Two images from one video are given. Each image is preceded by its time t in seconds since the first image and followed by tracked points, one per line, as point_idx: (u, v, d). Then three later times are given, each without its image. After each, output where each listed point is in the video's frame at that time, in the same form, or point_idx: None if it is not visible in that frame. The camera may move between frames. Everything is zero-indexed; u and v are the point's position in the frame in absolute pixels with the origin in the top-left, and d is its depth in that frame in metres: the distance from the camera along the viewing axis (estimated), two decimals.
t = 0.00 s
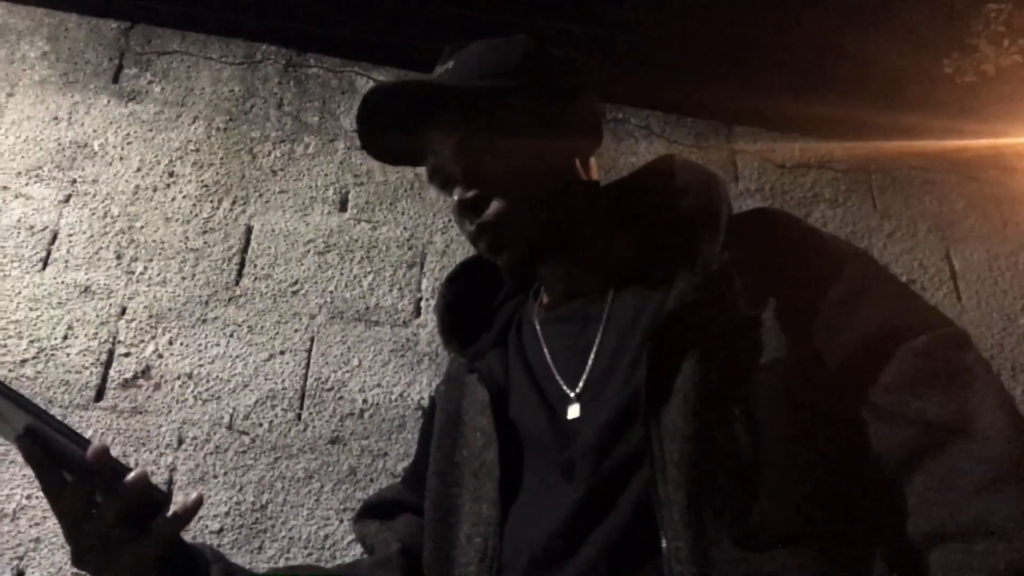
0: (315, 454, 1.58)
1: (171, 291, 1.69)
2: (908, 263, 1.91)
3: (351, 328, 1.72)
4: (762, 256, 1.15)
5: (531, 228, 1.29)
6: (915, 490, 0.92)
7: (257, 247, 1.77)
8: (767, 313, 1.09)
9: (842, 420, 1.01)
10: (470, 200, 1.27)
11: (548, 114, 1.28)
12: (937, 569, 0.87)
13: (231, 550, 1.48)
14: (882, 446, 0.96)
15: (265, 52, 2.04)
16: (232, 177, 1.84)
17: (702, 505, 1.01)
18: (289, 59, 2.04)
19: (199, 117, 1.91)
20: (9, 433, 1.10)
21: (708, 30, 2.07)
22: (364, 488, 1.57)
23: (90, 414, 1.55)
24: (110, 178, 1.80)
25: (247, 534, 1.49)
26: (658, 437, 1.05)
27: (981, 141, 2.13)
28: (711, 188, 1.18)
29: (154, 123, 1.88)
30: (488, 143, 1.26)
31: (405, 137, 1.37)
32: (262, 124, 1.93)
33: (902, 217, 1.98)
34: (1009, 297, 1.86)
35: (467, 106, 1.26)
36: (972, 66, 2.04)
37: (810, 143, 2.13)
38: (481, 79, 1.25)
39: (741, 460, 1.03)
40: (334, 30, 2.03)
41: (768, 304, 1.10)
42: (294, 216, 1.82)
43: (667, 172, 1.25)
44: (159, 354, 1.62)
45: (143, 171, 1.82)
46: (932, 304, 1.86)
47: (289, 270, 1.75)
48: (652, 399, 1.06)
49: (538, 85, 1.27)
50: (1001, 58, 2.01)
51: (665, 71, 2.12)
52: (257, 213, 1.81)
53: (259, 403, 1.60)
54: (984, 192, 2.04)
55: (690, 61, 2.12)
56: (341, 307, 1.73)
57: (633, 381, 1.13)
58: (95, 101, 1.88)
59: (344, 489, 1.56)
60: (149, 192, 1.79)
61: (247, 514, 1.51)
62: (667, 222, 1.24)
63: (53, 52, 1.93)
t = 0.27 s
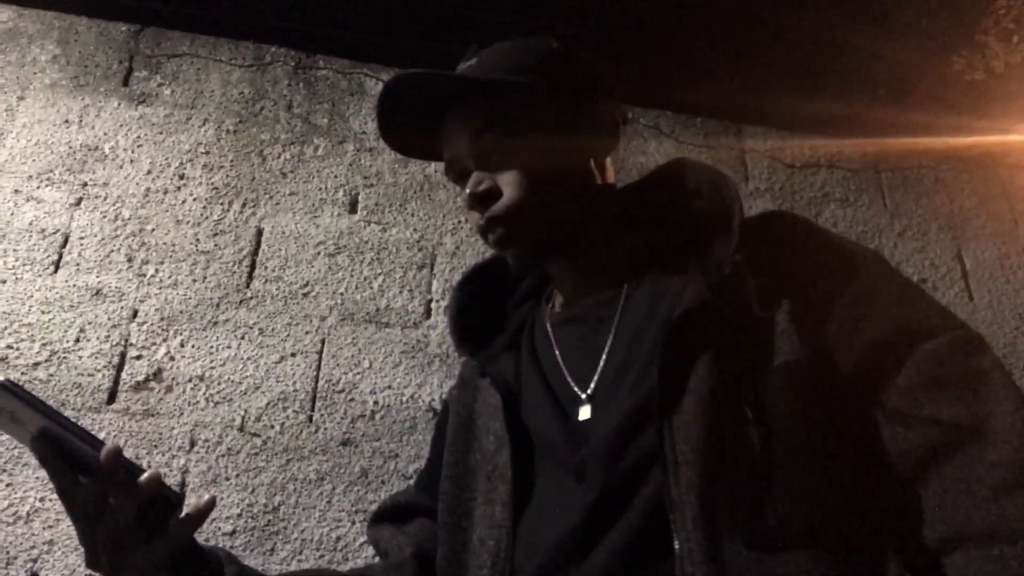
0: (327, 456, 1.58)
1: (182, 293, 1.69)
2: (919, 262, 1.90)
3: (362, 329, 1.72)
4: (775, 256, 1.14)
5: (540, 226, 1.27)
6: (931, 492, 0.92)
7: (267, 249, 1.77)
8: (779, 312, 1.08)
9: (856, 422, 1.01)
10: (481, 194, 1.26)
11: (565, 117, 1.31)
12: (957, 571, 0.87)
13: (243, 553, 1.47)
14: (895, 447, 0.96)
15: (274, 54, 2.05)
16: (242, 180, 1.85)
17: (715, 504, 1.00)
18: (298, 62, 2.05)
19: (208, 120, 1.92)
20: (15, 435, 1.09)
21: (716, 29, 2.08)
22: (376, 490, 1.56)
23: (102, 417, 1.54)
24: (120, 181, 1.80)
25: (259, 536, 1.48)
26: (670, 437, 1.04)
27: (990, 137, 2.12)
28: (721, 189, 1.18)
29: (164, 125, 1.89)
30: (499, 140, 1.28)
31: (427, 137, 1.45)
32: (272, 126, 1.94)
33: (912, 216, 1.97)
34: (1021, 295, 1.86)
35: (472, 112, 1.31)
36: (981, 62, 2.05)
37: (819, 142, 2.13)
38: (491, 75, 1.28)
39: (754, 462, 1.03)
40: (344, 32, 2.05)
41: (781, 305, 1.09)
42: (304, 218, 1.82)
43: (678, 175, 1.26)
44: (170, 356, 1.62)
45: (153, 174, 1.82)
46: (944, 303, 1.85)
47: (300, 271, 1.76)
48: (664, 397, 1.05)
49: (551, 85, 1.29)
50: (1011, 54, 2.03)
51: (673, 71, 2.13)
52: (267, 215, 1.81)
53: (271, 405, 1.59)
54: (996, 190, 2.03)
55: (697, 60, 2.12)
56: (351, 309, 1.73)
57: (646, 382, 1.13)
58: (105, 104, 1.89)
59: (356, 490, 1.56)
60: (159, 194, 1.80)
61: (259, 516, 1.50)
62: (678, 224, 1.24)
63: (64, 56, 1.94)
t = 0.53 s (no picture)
0: (331, 457, 1.58)
1: (187, 295, 1.69)
2: (924, 261, 1.90)
3: (366, 330, 1.72)
4: (777, 255, 1.14)
5: (544, 226, 1.27)
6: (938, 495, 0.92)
7: (272, 250, 1.78)
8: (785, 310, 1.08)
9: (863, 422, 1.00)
10: (486, 189, 1.28)
11: (573, 115, 1.31)
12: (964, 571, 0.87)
13: (249, 553, 1.47)
14: (900, 449, 0.96)
15: (278, 56, 2.05)
16: (246, 181, 1.85)
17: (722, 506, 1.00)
18: (302, 63, 2.06)
19: (213, 121, 1.92)
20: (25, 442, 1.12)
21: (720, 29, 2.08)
22: (381, 491, 1.56)
23: (107, 418, 1.55)
24: (125, 183, 1.81)
25: (265, 537, 1.48)
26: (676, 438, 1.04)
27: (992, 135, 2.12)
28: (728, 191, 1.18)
29: (168, 127, 1.89)
30: (506, 137, 1.29)
31: (431, 135, 1.46)
32: (276, 128, 1.94)
33: (917, 214, 1.97)
34: None
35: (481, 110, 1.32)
36: (985, 60, 2.05)
37: (823, 141, 2.12)
38: (500, 72, 1.28)
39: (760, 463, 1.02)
40: (348, 34, 2.05)
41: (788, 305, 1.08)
42: (308, 219, 1.83)
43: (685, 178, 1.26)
44: (176, 358, 1.62)
45: (158, 175, 1.82)
46: (949, 301, 1.84)
47: (305, 272, 1.76)
48: (669, 400, 1.05)
49: (558, 83, 1.30)
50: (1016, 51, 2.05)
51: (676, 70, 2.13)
52: (272, 216, 1.82)
53: (276, 406, 1.59)
54: (1001, 189, 2.02)
55: (701, 59, 2.12)
56: (356, 310, 1.74)
57: (653, 382, 1.12)
58: (110, 107, 1.89)
59: (361, 491, 1.56)
60: (164, 196, 1.80)
61: (264, 517, 1.50)
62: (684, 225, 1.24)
63: (68, 58, 1.95)
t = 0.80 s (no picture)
0: (333, 458, 1.58)
1: (188, 296, 1.69)
2: (926, 261, 1.90)
3: (368, 332, 1.72)
4: (784, 262, 1.15)
5: (548, 226, 1.27)
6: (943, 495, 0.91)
7: (274, 251, 1.78)
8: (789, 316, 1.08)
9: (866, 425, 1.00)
10: (488, 188, 1.27)
11: (575, 114, 1.30)
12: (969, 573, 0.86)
13: (251, 555, 1.47)
14: (904, 452, 0.96)
15: (279, 57, 2.06)
16: (247, 182, 1.85)
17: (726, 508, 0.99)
18: (303, 64, 2.06)
19: (214, 123, 1.92)
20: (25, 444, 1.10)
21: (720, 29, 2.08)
22: (383, 492, 1.56)
23: (109, 420, 1.55)
24: (127, 184, 1.81)
25: (267, 538, 1.48)
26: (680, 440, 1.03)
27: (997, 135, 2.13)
28: (734, 195, 1.18)
29: (170, 129, 1.89)
30: (508, 136, 1.29)
31: (434, 134, 1.47)
32: (277, 129, 1.94)
33: (919, 214, 1.97)
34: None
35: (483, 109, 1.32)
36: (987, 59, 2.05)
37: (825, 141, 2.12)
38: (500, 71, 1.29)
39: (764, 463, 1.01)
40: (349, 35, 2.05)
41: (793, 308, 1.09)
42: (310, 220, 1.83)
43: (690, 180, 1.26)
44: (177, 359, 1.62)
45: (159, 177, 1.83)
46: (951, 302, 1.84)
47: (306, 274, 1.76)
48: (671, 401, 1.05)
49: (559, 80, 1.30)
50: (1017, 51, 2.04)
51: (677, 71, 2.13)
52: (274, 218, 1.82)
53: (277, 407, 1.59)
54: (1003, 189, 2.02)
55: (702, 59, 2.12)
56: (357, 311, 1.73)
57: (657, 383, 1.12)
58: (112, 108, 1.90)
59: (362, 492, 1.55)
60: (166, 198, 1.80)
61: (266, 518, 1.50)
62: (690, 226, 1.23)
63: (69, 60, 1.95)
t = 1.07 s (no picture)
0: (333, 461, 1.58)
1: (188, 299, 1.69)
2: (926, 264, 1.90)
3: (368, 334, 1.72)
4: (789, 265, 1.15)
5: (551, 229, 1.27)
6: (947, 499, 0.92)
7: (274, 254, 1.78)
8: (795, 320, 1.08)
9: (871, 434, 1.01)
10: (493, 189, 1.27)
11: (577, 118, 1.30)
12: None
13: (251, 558, 1.47)
14: (909, 463, 0.97)
15: (279, 60, 2.06)
16: (247, 185, 1.85)
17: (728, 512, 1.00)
18: (303, 67, 2.06)
19: (214, 125, 1.92)
20: (33, 446, 1.12)
21: (719, 31, 2.08)
22: (383, 495, 1.56)
23: (109, 423, 1.55)
24: (127, 187, 1.81)
25: (267, 541, 1.48)
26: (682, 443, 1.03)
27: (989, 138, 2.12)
28: (738, 197, 1.17)
29: (169, 132, 1.89)
30: (512, 139, 1.28)
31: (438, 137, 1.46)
32: (277, 132, 1.94)
33: (918, 217, 1.97)
34: None
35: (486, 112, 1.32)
36: (986, 62, 2.05)
37: (825, 143, 2.12)
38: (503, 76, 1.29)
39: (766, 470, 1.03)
40: (349, 38, 2.06)
41: (798, 313, 1.09)
42: (309, 223, 1.83)
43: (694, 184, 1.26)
44: (177, 362, 1.62)
45: (159, 179, 1.83)
46: (950, 304, 1.84)
47: (306, 276, 1.76)
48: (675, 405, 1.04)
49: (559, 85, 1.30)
50: (1016, 54, 2.04)
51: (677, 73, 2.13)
52: (273, 220, 1.82)
53: (278, 410, 1.59)
54: (1002, 191, 2.02)
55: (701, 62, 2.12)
56: (357, 314, 1.74)
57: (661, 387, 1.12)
58: (112, 111, 1.90)
59: (363, 495, 1.55)
60: (165, 200, 1.80)
61: (266, 521, 1.50)
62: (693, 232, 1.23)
63: (69, 62, 1.95)
